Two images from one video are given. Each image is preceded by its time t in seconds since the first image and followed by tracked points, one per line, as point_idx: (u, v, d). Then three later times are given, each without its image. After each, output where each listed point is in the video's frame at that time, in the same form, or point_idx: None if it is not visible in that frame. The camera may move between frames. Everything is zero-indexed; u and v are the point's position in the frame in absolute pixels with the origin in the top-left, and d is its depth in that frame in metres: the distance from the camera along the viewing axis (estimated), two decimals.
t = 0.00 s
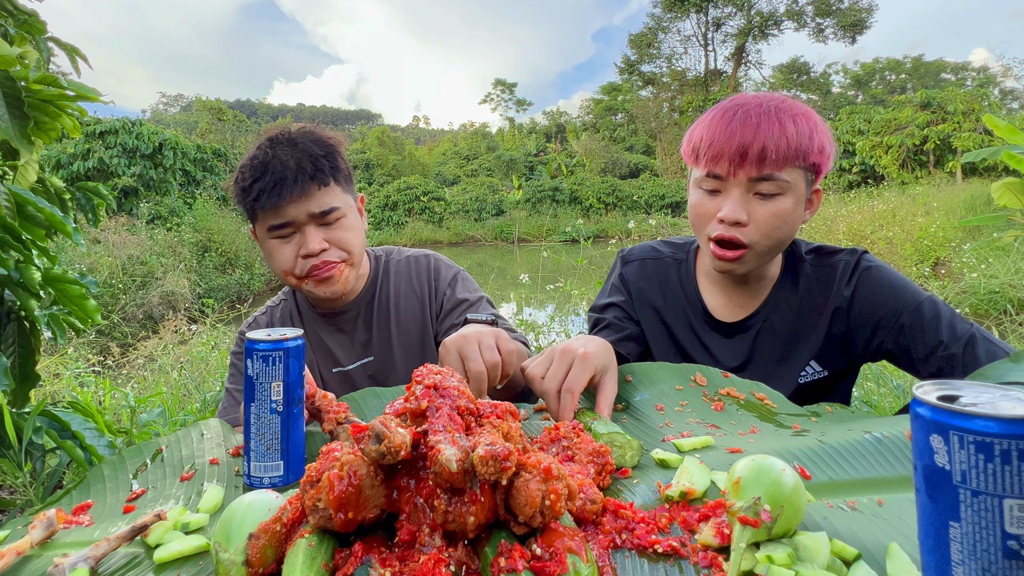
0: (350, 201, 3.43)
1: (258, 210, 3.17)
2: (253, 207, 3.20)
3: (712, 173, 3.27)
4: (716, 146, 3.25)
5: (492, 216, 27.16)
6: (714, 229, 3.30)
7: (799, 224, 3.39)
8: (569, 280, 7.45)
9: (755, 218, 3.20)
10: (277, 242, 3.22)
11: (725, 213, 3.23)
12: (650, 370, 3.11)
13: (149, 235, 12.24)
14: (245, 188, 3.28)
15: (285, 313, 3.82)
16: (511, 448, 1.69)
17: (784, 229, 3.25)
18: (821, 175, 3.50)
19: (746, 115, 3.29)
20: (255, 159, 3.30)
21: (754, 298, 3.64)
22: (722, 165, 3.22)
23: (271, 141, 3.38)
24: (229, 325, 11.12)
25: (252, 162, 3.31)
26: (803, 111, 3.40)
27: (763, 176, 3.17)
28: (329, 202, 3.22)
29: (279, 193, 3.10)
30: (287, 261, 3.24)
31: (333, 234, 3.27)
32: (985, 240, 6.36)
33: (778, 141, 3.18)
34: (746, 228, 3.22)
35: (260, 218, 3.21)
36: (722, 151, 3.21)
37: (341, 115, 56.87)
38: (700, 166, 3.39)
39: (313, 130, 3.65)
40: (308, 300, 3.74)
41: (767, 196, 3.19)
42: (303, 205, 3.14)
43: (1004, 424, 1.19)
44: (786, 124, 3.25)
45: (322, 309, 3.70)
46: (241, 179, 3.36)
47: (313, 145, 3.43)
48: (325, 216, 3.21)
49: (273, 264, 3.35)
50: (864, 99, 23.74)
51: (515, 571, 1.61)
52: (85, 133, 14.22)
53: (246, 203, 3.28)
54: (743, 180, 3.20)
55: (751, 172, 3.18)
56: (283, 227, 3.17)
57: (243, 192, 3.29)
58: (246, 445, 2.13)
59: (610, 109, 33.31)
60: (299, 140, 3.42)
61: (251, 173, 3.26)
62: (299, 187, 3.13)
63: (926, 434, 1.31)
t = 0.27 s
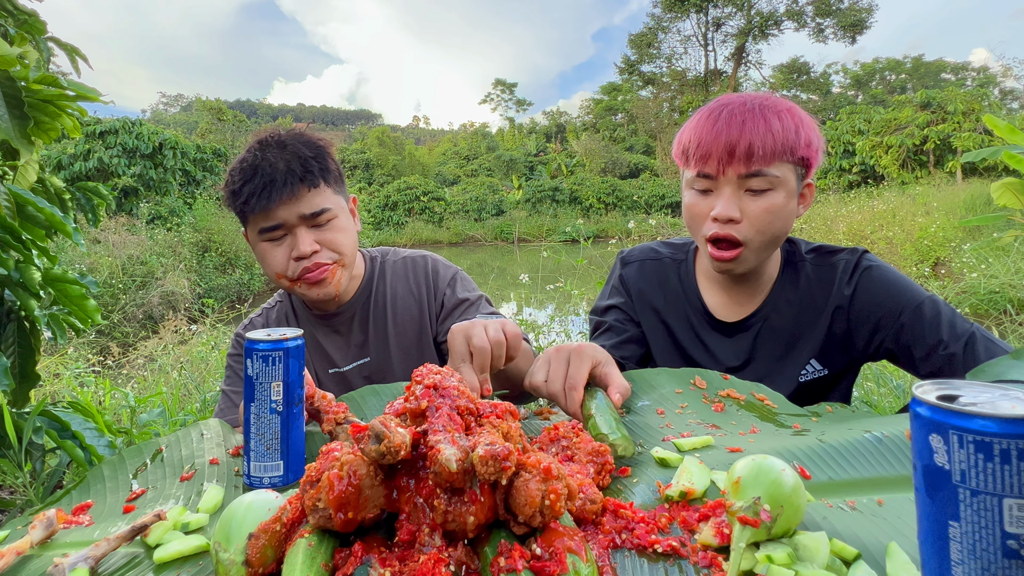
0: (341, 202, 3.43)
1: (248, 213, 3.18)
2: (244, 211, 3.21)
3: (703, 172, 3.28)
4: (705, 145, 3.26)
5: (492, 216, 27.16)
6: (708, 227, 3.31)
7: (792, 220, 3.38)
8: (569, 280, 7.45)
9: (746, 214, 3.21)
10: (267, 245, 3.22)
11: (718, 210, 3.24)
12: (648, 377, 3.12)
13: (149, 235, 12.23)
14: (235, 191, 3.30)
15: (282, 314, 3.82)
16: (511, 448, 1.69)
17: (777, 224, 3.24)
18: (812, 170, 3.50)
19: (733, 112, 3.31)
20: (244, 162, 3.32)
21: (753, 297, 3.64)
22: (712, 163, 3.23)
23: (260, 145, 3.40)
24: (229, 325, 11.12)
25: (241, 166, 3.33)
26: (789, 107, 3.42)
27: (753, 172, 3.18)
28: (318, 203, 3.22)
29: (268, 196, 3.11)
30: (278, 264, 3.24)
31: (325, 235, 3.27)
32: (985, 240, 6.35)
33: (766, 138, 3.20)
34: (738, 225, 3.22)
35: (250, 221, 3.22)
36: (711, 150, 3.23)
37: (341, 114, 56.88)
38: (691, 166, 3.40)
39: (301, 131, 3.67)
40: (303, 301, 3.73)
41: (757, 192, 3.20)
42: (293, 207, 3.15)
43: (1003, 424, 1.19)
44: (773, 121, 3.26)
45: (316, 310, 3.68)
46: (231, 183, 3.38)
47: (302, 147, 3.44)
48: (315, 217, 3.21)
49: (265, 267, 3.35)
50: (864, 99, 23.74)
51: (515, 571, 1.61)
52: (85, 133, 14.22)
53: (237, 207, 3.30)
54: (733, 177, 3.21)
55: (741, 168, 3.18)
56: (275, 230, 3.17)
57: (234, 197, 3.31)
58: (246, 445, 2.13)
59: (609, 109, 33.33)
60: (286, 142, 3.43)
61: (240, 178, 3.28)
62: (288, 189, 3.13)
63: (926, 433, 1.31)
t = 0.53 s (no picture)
0: (348, 200, 3.44)
1: (254, 208, 3.19)
2: (251, 206, 3.22)
3: (702, 162, 3.30)
4: (704, 135, 3.28)
5: (492, 216, 27.16)
6: (706, 217, 3.29)
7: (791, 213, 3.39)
8: (569, 280, 7.45)
9: (747, 203, 3.20)
10: (272, 241, 3.23)
11: (717, 198, 3.24)
12: (649, 375, 3.12)
13: (149, 235, 12.23)
14: (241, 185, 3.31)
15: (284, 313, 3.84)
16: (511, 448, 1.69)
17: (776, 214, 3.24)
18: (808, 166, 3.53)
19: (732, 105, 3.33)
20: (253, 157, 3.34)
21: (751, 296, 3.67)
22: (710, 153, 3.25)
23: (269, 141, 3.42)
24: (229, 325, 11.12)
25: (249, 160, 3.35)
26: (786, 103, 3.46)
27: (751, 161, 3.20)
28: (325, 201, 3.23)
29: (276, 191, 3.13)
30: (284, 260, 3.24)
31: (330, 232, 3.27)
32: (985, 240, 6.35)
33: (764, 129, 3.22)
34: (737, 213, 3.22)
35: (255, 216, 3.22)
36: (710, 139, 3.24)
37: (341, 114, 56.87)
38: (690, 158, 3.41)
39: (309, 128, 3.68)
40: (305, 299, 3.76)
41: (754, 181, 3.20)
42: (300, 203, 3.16)
43: (1002, 423, 1.19)
44: (770, 112, 3.29)
45: (320, 310, 3.71)
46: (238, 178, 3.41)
47: (311, 143, 3.46)
48: (322, 213, 3.21)
49: (269, 264, 3.35)
50: (864, 99, 23.73)
51: (514, 571, 1.61)
52: (85, 133, 14.21)
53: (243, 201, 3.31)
54: (732, 167, 3.22)
55: (739, 156, 3.20)
56: (281, 226, 3.18)
57: (240, 191, 3.32)
58: (246, 445, 2.13)
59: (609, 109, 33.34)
60: (296, 138, 3.45)
61: (249, 171, 3.29)
62: (296, 185, 3.15)
63: (926, 433, 1.31)
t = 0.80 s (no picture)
0: (370, 198, 3.45)
1: (281, 196, 3.18)
2: (277, 194, 3.21)
3: (693, 165, 3.31)
4: (694, 139, 3.31)
5: (492, 217, 27.16)
6: (699, 218, 3.29)
7: (785, 212, 3.38)
8: (569, 280, 7.45)
9: (740, 203, 3.19)
10: (294, 232, 3.21)
11: (709, 200, 3.24)
12: (650, 375, 3.13)
13: (149, 235, 12.23)
14: (269, 173, 3.30)
15: (290, 310, 3.84)
16: (511, 448, 1.69)
17: (769, 213, 3.23)
18: (802, 165, 3.52)
19: (720, 108, 3.35)
20: (280, 147, 3.35)
21: (746, 295, 3.66)
22: (700, 156, 3.27)
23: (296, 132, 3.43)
24: (229, 325, 11.12)
25: (276, 149, 3.36)
26: (775, 103, 3.47)
27: (741, 162, 3.20)
28: (350, 196, 3.24)
29: (305, 180, 3.14)
30: (305, 251, 3.22)
31: (353, 227, 3.26)
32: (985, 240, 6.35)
33: (753, 130, 3.24)
34: (730, 213, 3.21)
35: (280, 205, 3.20)
36: (700, 143, 3.27)
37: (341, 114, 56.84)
38: (682, 162, 3.43)
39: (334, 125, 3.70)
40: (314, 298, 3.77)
41: (745, 181, 3.20)
42: (326, 195, 3.17)
43: (1004, 424, 1.18)
44: (758, 113, 3.30)
45: (330, 310, 3.72)
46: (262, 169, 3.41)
47: (342, 137, 3.48)
48: (346, 208, 3.22)
49: (288, 256, 3.32)
50: (864, 99, 23.73)
51: (514, 571, 1.61)
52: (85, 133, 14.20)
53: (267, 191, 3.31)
54: (724, 169, 3.23)
55: (729, 159, 3.21)
56: (304, 217, 3.17)
57: (267, 176, 3.31)
58: (246, 445, 2.12)
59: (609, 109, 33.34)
60: (324, 131, 3.47)
61: (277, 160, 3.28)
62: (326, 177, 3.17)
63: (926, 434, 1.31)
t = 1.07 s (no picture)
0: (401, 202, 3.45)
1: (315, 190, 3.16)
2: (313, 187, 3.18)
3: (688, 170, 3.31)
4: (688, 144, 3.31)
5: (492, 217, 27.17)
6: (693, 222, 3.30)
7: (779, 216, 3.38)
8: (569, 280, 7.45)
9: (732, 208, 3.21)
10: (322, 228, 3.18)
11: (703, 204, 3.24)
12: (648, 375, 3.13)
13: (149, 235, 12.24)
14: (303, 164, 3.27)
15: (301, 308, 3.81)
16: (510, 448, 1.69)
17: (763, 217, 3.24)
18: (800, 168, 3.52)
19: (715, 112, 3.35)
20: (318, 140, 3.34)
21: (745, 294, 3.66)
22: (694, 162, 3.27)
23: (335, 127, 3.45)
24: (229, 325, 11.13)
25: (314, 142, 3.35)
26: (772, 107, 3.46)
27: (735, 167, 3.19)
28: (383, 197, 3.23)
29: (342, 178, 3.14)
30: (331, 249, 3.19)
31: (382, 229, 3.24)
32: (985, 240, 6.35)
33: (746, 135, 3.23)
34: (723, 218, 3.22)
35: (312, 199, 3.18)
36: (693, 149, 3.27)
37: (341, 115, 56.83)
38: (679, 166, 3.44)
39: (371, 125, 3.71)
40: (329, 298, 3.75)
41: (739, 186, 3.20)
42: (362, 195, 3.16)
43: (1003, 423, 1.19)
44: (754, 118, 3.30)
45: (346, 312, 3.69)
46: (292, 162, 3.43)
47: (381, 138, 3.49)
48: (377, 210, 3.21)
49: (311, 251, 3.28)
50: (864, 99, 23.74)
51: (514, 571, 1.61)
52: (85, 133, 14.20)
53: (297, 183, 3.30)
54: (718, 175, 3.23)
55: (722, 164, 3.21)
56: (335, 215, 3.15)
57: (303, 168, 3.27)
58: (245, 445, 2.13)
59: (609, 109, 33.39)
60: (363, 129, 3.48)
61: (314, 154, 3.27)
62: (363, 177, 3.18)
63: (925, 433, 1.31)
